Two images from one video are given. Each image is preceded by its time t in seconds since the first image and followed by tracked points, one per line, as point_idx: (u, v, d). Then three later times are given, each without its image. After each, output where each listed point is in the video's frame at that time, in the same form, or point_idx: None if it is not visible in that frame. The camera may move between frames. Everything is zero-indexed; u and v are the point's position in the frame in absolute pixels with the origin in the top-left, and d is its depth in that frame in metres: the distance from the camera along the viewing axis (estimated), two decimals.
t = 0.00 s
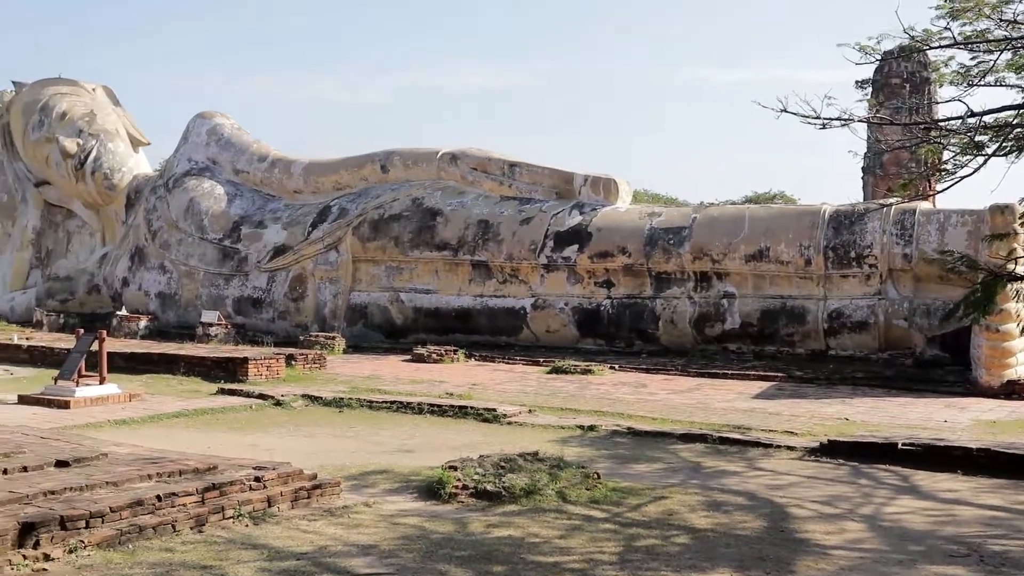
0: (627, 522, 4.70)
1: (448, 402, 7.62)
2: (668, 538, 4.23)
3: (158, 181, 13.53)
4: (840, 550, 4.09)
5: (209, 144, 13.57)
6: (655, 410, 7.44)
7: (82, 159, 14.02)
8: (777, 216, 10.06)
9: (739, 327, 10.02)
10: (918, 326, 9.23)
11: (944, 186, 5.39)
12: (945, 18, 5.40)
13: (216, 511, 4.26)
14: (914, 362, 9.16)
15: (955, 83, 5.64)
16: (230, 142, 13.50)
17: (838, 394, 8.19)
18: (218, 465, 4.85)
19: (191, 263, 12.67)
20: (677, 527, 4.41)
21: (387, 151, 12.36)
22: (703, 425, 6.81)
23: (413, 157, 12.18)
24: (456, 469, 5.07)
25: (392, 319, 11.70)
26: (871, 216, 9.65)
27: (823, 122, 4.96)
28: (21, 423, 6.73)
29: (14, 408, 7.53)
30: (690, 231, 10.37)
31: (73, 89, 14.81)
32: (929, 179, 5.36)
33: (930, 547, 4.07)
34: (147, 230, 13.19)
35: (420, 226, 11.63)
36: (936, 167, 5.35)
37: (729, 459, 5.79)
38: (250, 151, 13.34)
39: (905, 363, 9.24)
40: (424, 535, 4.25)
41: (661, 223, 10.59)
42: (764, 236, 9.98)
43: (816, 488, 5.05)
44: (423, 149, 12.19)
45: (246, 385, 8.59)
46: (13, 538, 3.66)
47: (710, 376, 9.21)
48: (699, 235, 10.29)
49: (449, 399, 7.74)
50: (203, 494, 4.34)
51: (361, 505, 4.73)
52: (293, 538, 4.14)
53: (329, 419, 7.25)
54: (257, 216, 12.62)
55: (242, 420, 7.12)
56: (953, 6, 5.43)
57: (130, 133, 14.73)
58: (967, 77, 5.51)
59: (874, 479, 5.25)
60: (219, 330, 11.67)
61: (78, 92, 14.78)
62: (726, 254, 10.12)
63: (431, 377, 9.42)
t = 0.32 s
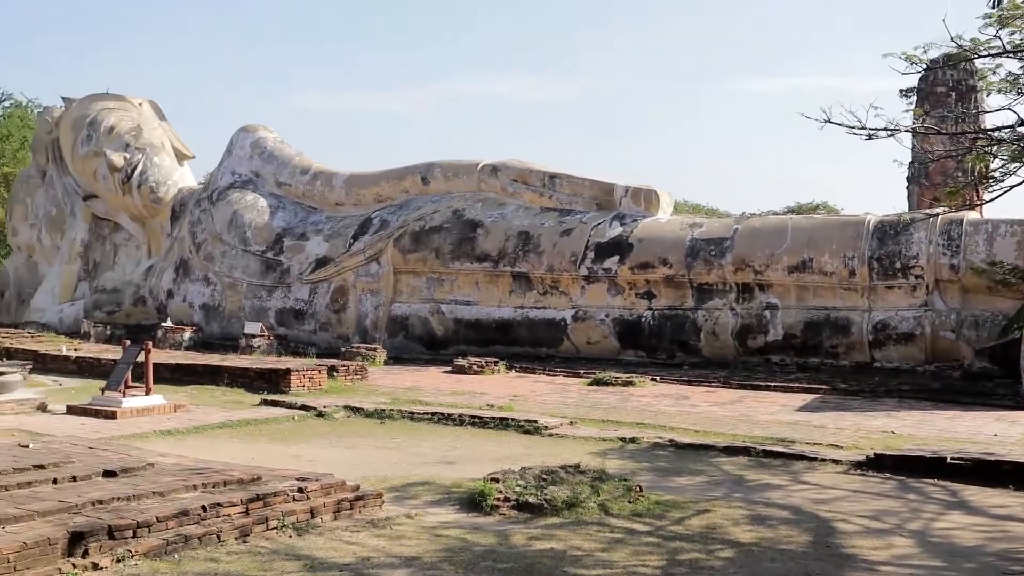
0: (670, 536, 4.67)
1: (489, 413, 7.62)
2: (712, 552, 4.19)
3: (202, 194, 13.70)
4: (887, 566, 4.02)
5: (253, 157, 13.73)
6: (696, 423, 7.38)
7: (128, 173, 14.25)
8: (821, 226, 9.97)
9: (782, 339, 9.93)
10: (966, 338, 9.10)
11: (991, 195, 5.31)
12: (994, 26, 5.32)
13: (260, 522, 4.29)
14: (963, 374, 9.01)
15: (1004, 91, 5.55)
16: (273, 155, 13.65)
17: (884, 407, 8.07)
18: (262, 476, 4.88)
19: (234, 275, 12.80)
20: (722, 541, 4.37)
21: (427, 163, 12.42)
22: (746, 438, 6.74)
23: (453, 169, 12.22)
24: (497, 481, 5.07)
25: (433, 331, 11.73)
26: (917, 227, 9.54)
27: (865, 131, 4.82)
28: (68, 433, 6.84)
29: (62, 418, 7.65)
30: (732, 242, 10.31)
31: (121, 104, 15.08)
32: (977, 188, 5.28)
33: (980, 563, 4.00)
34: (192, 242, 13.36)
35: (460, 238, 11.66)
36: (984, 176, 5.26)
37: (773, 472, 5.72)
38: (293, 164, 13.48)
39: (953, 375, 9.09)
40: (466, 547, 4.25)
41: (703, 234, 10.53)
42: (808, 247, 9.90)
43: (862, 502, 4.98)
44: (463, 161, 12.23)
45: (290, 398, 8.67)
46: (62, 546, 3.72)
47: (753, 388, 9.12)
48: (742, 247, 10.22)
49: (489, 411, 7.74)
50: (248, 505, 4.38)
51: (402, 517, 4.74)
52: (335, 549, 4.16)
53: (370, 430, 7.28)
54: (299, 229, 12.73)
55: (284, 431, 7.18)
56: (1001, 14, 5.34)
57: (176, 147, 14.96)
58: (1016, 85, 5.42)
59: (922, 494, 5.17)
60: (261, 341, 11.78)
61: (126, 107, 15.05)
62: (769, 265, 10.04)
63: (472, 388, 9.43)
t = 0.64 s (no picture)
0: (713, 549, 4.63)
1: (529, 425, 7.62)
2: (757, 566, 4.15)
3: (244, 208, 13.85)
4: None
5: (294, 170, 13.87)
6: (739, 435, 7.32)
7: (172, 187, 14.44)
8: (864, 235, 9.87)
9: (825, 350, 9.82)
10: (1014, 348, 8.96)
11: None
12: None
13: (303, 533, 4.31)
14: (1012, 386, 8.86)
15: None
16: (314, 169, 13.78)
17: (931, 419, 7.96)
18: (304, 488, 4.91)
19: (276, 287, 12.91)
20: (766, 554, 4.33)
21: (466, 175, 12.46)
22: (790, 450, 6.67)
23: (492, 181, 12.25)
24: (538, 494, 5.06)
25: (473, 342, 11.75)
26: (963, 236, 9.42)
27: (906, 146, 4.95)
28: (114, 444, 6.93)
29: (108, 429, 7.75)
30: (774, 252, 10.23)
31: (164, 120, 15.31)
32: None
33: None
34: (234, 255, 13.50)
35: (499, 249, 11.67)
36: None
37: (818, 485, 5.66)
38: (333, 177, 13.59)
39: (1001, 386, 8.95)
40: (508, 560, 4.24)
41: (743, 244, 10.47)
42: (851, 257, 9.80)
43: (910, 516, 4.91)
44: (502, 173, 12.26)
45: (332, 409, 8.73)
46: (110, 557, 3.77)
47: (795, 400, 9.03)
48: (784, 256, 10.14)
49: (529, 423, 7.73)
50: (291, 516, 4.41)
51: (444, 529, 4.74)
52: (378, 560, 4.17)
53: (411, 442, 7.29)
54: (339, 241, 12.82)
55: (326, 443, 7.22)
56: None
57: (218, 162, 15.15)
58: None
59: (972, 508, 5.08)
60: (302, 353, 11.86)
61: (170, 122, 15.27)
62: (811, 275, 9.96)
63: (512, 400, 9.42)
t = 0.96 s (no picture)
0: (757, 563, 4.58)
1: (568, 436, 7.60)
2: None
3: (285, 219, 13.97)
4: None
5: (335, 181, 13.99)
6: (781, 447, 7.25)
7: (215, 199, 14.61)
8: (909, 245, 9.75)
9: (869, 361, 9.71)
10: None
11: None
12: None
13: (345, 543, 4.33)
14: None
15: None
16: (354, 180, 13.88)
17: (978, 432, 7.83)
18: (346, 498, 4.93)
19: (317, 297, 13.01)
20: (810, 569, 4.28)
21: (506, 186, 12.48)
22: (833, 463, 6.59)
23: (532, 192, 12.27)
24: (579, 505, 5.04)
25: (512, 352, 11.75)
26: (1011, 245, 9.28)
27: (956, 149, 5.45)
28: (159, 453, 7.01)
29: (153, 438, 7.84)
30: (816, 263, 10.13)
31: (207, 132, 15.51)
32: None
33: None
34: (276, 266, 13.61)
35: (539, 260, 11.67)
36: None
37: (863, 499, 5.58)
38: (373, 188, 13.68)
39: None
40: (550, 571, 4.22)
41: (785, 254, 10.38)
42: (895, 267, 9.68)
43: (958, 531, 4.82)
44: (542, 184, 12.26)
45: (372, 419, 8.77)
46: (155, 564, 3.82)
47: (839, 412, 8.92)
48: (827, 266, 10.03)
49: (569, 433, 7.71)
50: (333, 526, 4.43)
51: (485, 540, 4.74)
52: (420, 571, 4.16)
53: (451, 452, 7.31)
54: (380, 252, 12.88)
55: (366, 452, 7.25)
56: None
57: (260, 174, 15.32)
58: None
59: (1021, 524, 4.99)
60: (343, 363, 11.93)
61: (213, 135, 15.47)
62: (855, 286, 9.84)
63: (552, 410, 9.40)
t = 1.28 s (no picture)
0: (799, 572, 4.54)
1: (607, 443, 7.57)
2: None
3: (325, 225, 14.07)
4: None
5: (375, 188, 14.06)
6: (823, 456, 7.17)
7: (256, 205, 14.75)
8: (954, 252, 9.61)
9: (913, 370, 9.58)
10: None
11: None
12: None
13: (386, 548, 4.34)
14: None
15: None
16: (394, 186, 13.94)
17: None
18: (387, 503, 4.94)
19: (356, 303, 13.08)
20: None
21: (545, 192, 12.48)
22: (877, 472, 6.51)
23: (571, 198, 12.25)
24: (618, 512, 5.02)
25: (551, 358, 11.73)
26: None
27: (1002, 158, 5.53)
28: (201, 456, 7.08)
29: (195, 442, 7.92)
30: (858, 269, 10.02)
31: (249, 139, 15.67)
32: None
33: None
34: (316, 271, 13.71)
35: (578, 266, 11.65)
36: None
37: (907, 509, 5.50)
38: (412, 195, 13.73)
39: None
40: None
41: (827, 261, 10.28)
42: (940, 274, 9.55)
43: (1007, 543, 4.74)
44: (581, 190, 12.24)
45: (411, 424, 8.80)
46: (199, 567, 3.85)
47: (882, 421, 8.81)
48: (870, 273, 9.92)
49: (608, 440, 7.68)
50: (373, 531, 4.44)
51: (524, 546, 4.73)
52: None
53: (490, 458, 7.30)
54: (419, 257, 12.92)
55: (405, 457, 7.28)
56: None
57: (301, 180, 15.45)
58: None
59: None
60: (382, 368, 11.98)
61: (255, 141, 15.63)
62: (899, 294, 9.72)
63: (591, 417, 9.38)
